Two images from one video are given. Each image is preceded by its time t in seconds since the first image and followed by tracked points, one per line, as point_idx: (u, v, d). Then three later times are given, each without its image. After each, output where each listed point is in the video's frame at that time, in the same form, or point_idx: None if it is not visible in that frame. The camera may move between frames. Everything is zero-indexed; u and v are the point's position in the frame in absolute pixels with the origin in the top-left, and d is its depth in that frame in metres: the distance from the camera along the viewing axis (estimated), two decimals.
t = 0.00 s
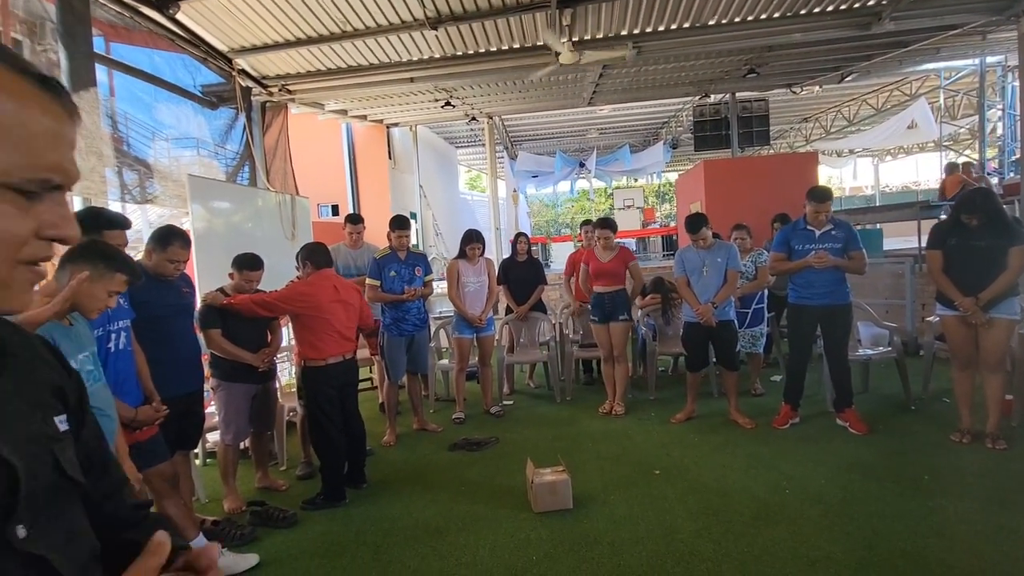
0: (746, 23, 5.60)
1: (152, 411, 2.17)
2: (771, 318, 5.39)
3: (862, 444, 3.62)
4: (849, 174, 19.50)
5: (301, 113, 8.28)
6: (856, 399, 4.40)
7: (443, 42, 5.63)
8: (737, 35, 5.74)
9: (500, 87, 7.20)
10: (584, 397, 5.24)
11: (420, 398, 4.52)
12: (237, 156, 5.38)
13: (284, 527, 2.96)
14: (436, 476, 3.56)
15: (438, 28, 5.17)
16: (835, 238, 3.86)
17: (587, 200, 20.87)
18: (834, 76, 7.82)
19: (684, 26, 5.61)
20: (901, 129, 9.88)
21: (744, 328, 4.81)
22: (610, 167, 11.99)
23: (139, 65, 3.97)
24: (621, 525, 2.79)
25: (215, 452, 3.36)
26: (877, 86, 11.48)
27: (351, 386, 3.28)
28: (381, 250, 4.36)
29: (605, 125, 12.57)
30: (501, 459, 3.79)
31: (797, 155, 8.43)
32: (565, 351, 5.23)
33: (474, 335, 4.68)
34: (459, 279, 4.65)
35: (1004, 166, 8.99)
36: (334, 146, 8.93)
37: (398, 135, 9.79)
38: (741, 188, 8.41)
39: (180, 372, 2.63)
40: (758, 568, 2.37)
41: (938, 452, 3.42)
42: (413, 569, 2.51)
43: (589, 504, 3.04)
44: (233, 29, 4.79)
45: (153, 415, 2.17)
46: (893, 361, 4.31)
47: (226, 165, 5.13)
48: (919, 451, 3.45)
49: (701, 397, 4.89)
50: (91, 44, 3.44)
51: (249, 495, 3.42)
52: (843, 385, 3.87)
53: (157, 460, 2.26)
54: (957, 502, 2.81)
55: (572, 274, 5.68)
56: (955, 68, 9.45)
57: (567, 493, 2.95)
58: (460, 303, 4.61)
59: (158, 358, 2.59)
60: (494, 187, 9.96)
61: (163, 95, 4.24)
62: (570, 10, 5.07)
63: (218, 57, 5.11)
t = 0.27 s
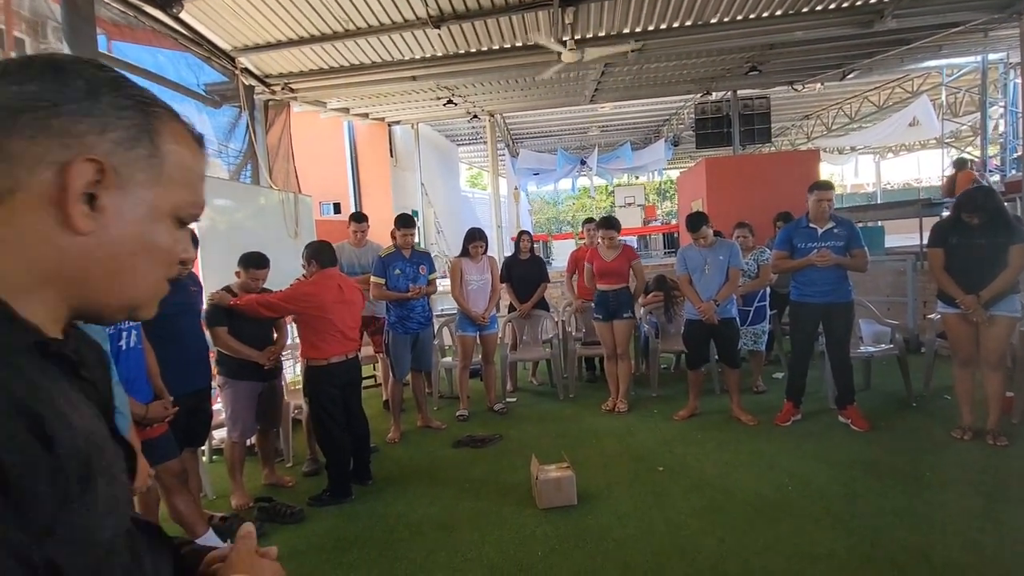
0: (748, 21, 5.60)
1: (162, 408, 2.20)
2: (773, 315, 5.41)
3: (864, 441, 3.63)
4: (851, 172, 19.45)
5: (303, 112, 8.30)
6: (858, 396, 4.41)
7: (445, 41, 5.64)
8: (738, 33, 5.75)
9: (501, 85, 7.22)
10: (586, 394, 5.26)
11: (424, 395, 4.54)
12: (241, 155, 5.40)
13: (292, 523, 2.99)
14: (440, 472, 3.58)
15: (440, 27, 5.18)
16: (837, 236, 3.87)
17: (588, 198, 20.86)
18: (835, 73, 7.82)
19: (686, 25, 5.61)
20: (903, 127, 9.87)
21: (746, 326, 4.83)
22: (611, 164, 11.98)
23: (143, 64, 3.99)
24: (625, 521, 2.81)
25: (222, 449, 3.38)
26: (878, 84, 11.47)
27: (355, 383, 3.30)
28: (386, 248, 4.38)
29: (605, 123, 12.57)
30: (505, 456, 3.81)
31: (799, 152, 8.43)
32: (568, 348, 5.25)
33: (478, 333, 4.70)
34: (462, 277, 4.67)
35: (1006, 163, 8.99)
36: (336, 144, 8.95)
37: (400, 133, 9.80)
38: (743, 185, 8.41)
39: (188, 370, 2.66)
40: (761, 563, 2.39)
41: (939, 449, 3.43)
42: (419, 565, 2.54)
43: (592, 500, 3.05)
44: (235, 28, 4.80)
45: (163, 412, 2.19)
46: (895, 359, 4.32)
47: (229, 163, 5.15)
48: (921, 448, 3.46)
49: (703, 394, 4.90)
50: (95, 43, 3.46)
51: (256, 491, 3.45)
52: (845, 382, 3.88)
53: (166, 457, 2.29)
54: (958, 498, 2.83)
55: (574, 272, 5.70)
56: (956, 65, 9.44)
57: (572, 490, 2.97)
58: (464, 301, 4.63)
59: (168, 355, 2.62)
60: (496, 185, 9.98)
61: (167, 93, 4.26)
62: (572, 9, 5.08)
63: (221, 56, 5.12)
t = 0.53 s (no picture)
0: (753, 21, 5.61)
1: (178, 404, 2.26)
2: (777, 314, 5.41)
3: (869, 439, 3.64)
4: (855, 171, 19.36)
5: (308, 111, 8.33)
6: (863, 395, 4.41)
7: (450, 41, 5.67)
8: (743, 33, 5.76)
9: (506, 85, 7.24)
10: (591, 392, 5.28)
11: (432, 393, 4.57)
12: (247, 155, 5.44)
13: (303, 518, 3.03)
14: (448, 468, 3.61)
15: (446, 27, 5.21)
16: (843, 236, 3.88)
17: (591, 197, 20.84)
18: (840, 72, 7.81)
19: (690, 25, 5.62)
20: (908, 126, 9.85)
21: (752, 325, 4.84)
22: (615, 163, 11.98)
23: (152, 64, 4.03)
24: (632, 517, 2.83)
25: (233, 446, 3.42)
26: (883, 83, 11.45)
27: (364, 381, 3.33)
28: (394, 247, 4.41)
29: (609, 122, 12.58)
30: (511, 452, 3.83)
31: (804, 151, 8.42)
32: (573, 346, 5.27)
33: (484, 332, 4.72)
34: (469, 276, 4.69)
35: (1011, 162, 8.96)
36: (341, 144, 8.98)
37: (404, 132, 9.82)
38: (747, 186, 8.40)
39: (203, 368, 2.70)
40: (768, 559, 2.40)
41: (945, 446, 3.44)
42: (429, 558, 2.57)
43: (599, 496, 3.07)
44: (243, 28, 4.84)
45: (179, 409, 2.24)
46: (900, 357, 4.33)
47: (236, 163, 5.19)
48: (926, 445, 3.47)
49: (708, 392, 4.92)
50: (104, 44, 3.49)
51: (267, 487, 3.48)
52: (850, 381, 3.89)
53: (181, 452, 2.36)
54: (964, 495, 2.83)
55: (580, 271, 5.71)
56: (962, 64, 9.42)
57: (580, 486, 2.99)
58: (470, 299, 4.65)
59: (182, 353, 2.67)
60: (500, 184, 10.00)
61: (176, 94, 4.30)
62: (577, 9, 5.10)
63: (228, 56, 5.16)
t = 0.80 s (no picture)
0: (761, 20, 5.60)
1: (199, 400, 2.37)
2: (785, 313, 5.40)
3: (879, 437, 3.63)
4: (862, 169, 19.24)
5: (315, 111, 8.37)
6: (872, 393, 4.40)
7: (459, 41, 5.69)
8: (751, 32, 5.75)
9: (513, 84, 7.26)
10: (599, 390, 5.28)
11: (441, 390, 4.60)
12: (257, 156, 5.49)
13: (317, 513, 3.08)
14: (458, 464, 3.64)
15: (454, 27, 5.23)
16: (852, 234, 3.87)
17: (596, 196, 20.79)
18: (849, 71, 7.77)
19: (698, 24, 5.62)
20: (916, 124, 9.78)
21: (760, 323, 4.83)
22: (621, 162, 11.96)
23: (164, 65, 4.07)
24: (642, 513, 2.84)
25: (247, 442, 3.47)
26: (892, 81, 11.38)
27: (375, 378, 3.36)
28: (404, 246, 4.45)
29: (616, 121, 12.57)
30: (519, 449, 3.85)
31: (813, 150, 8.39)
32: (581, 345, 5.28)
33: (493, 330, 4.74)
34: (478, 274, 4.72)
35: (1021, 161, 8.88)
36: (349, 143, 9.03)
37: (411, 132, 9.86)
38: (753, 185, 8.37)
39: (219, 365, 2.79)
40: (779, 555, 2.41)
41: (955, 444, 3.43)
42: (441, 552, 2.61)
43: (608, 492, 3.09)
44: (253, 29, 4.87)
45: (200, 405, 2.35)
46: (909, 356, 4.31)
47: (246, 163, 5.24)
48: (936, 443, 3.46)
49: (716, 390, 4.91)
50: (116, 45, 3.53)
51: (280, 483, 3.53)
52: (859, 379, 3.88)
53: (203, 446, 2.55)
54: (974, 492, 2.83)
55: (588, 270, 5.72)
56: (971, 62, 9.34)
57: (590, 482, 3.01)
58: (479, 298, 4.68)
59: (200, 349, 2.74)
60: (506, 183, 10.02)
61: (188, 95, 4.35)
62: (584, 8, 5.11)
63: (238, 57, 5.20)
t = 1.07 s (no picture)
0: (769, 19, 5.58)
1: (216, 397, 2.44)
2: (794, 312, 5.39)
3: (888, 436, 3.62)
4: (871, 168, 19.10)
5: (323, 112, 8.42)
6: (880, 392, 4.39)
7: (466, 42, 5.71)
8: (758, 30, 5.73)
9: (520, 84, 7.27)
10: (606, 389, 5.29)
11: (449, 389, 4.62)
12: (266, 157, 5.53)
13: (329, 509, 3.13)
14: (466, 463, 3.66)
15: (461, 28, 5.25)
16: (861, 234, 3.85)
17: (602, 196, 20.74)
18: (858, 69, 7.73)
19: (706, 23, 5.60)
20: (926, 123, 9.70)
21: (768, 323, 4.82)
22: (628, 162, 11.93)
23: (175, 68, 4.11)
24: (649, 511, 2.85)
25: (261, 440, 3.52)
26: (902, 79, 11.29)
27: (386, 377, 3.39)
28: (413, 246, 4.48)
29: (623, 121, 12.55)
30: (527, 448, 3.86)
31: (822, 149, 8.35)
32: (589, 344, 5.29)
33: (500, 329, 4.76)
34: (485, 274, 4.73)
35: None
36: (357, 144, 9.08)
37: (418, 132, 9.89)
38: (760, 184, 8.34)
39: (234, 362, 2.85)
40: (787, 552, 2.41)
41: (966, 443, 3.41)
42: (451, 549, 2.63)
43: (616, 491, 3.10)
44: (263, 31, 4.91)
45: (218, 401, 2.43)
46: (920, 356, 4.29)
47: (256, 164, 5.28)
48: (947, 443, 3.44)
49: (724, 389, 4.91)
50: (128, 48, 3.57)
51: (293, 479, 3.58)
52: (869, 379, 3.86)
53: (218, 442, 2.62)
54: (984, 491, 2.82)
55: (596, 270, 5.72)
56: (982, 59, 9.25)
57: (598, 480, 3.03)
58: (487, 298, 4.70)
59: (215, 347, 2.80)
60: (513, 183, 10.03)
61: (200, 97, 4.41)
62: (592, 8, 5.11)
63: (248, 59, 5.24)
